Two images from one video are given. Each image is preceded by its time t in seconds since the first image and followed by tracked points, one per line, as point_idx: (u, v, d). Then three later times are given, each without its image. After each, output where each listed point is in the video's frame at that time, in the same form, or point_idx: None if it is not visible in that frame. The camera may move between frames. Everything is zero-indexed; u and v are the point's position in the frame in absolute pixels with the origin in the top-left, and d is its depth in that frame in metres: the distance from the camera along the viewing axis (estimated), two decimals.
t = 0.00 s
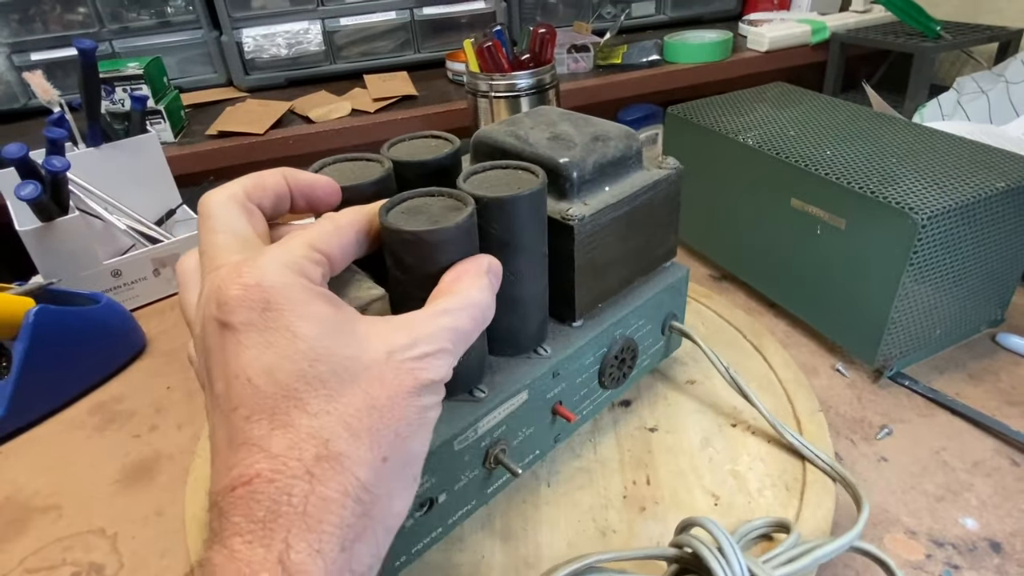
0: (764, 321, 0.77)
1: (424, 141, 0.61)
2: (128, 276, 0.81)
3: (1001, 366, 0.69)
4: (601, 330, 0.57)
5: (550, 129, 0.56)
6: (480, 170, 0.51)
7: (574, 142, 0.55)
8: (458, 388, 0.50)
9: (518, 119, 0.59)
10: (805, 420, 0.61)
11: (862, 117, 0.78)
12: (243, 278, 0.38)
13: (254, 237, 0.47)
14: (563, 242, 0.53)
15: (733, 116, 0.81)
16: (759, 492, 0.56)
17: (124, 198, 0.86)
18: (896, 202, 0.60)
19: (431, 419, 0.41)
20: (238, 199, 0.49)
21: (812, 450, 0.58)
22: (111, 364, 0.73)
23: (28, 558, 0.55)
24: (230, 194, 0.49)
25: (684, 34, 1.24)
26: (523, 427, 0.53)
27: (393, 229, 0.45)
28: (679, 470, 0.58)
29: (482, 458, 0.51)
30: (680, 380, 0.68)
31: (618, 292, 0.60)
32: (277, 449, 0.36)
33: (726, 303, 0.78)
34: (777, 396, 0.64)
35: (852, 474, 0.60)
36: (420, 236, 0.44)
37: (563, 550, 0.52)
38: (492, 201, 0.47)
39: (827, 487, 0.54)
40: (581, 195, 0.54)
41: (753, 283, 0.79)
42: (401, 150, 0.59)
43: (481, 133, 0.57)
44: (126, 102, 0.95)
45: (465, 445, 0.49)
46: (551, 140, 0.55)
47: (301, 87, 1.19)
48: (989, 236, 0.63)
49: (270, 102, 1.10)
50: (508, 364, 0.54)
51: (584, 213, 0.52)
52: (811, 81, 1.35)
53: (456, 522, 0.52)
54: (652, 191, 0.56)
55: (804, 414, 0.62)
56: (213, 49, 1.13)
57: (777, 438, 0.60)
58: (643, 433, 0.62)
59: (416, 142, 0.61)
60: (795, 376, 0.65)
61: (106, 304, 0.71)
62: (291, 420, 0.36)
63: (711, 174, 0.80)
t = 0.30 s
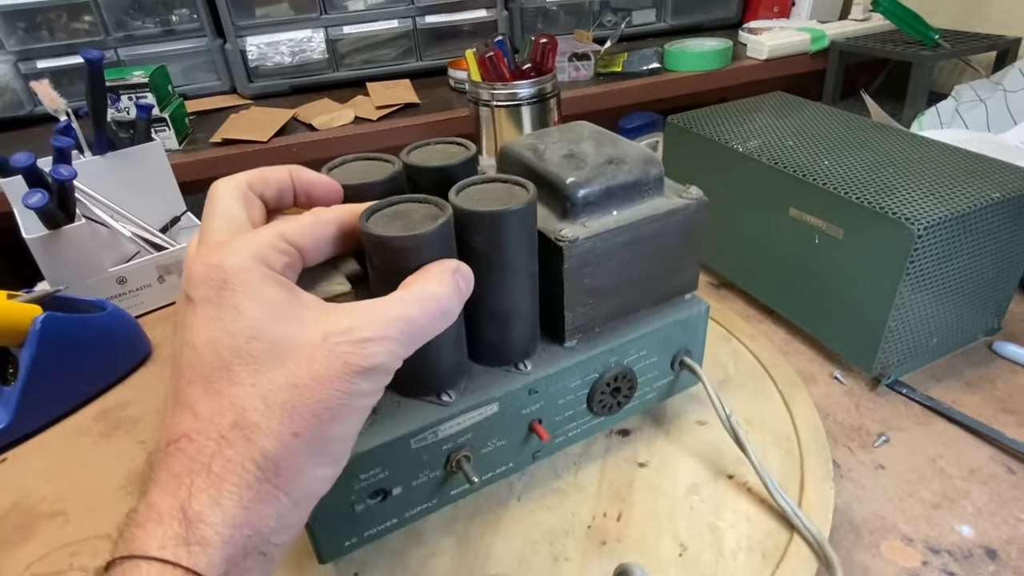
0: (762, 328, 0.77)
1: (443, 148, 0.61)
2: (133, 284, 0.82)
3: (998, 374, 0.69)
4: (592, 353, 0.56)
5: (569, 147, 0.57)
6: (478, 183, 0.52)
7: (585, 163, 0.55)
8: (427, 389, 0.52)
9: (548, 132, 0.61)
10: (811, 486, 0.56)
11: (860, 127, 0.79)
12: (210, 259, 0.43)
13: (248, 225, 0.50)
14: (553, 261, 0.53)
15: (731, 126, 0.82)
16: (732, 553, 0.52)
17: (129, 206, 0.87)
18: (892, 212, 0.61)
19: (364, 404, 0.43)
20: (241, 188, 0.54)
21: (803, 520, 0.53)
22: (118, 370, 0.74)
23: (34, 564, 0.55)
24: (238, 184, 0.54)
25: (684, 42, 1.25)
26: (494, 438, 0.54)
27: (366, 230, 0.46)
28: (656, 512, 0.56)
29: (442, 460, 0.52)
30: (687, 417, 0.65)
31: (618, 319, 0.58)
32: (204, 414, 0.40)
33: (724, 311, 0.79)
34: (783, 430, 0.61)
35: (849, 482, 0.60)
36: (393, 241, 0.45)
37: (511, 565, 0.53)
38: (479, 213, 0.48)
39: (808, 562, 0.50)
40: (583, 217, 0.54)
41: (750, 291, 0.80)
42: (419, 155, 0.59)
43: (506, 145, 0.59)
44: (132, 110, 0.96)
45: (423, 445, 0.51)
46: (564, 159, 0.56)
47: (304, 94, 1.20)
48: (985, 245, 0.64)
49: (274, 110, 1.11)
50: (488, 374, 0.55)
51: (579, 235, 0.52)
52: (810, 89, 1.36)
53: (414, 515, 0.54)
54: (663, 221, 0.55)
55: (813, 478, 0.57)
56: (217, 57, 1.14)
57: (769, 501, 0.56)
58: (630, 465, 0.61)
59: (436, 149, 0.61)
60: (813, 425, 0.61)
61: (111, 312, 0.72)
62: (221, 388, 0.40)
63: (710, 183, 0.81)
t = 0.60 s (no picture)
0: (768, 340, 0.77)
1: (469, 157, 0.60)
2: (137, 294, 0.81)
3: (1006, 388, 0.69)
4: (585, 381, 0.55)
5: (590, 169, 0.57)
6: (479, 198, 0.52)
7: (599, 187, 0.54)
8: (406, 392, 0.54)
9: (580, 151, 0.60)
10: (806, 567, 0.50)
11: (866, 139, 0.79)
12: (207, 246, 0.47)
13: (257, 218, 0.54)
14: (548, 282, 0.52)
15: (736, 136, 0.82)
16: None
17: (134, 216, 0.87)
18: (900, 226, 0.60)
19: (318, 388, 0.44)
20: (259, 182, 0.58)
21: None
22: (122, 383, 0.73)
23: None
24: (259, 176, 0.58)
25: (687, 50, 1.24)
26: (470, 450, 0.55)
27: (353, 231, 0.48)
28: (627, 557, 0.53)
29: (414, 465, 0.54)
30: (694, 466, 0.60)
31: (618, 353, 0.57)
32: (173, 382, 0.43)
33: (730, 324, 0.78)
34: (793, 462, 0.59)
35: (858, 498, 0.60)
36: (373, 245, 0.46)
37: None
38: (475, 231, 0.48)
39: None
40: (587, 242, 0.53)
41: (755, 302, 0.79)
42: (444, 165, 0.58)
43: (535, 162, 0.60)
44: (136, 119, 0.96)
45: (395, 447, 0.52)
46: (581, 181, 0.55)
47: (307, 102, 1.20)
48: (993, 259, 0.64)
49: (276, 118, 1.11)
50: (472, 387, 0.55)
51: (576, 260, 0.51)
52: (813, 97, 1.36)
53: (388, 510, 0.56)
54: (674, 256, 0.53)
55: (810, 560, 0.51)
56: (220, 65, 1.13)
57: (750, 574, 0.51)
58: (619, 504, 0.57)
59: (461, 158, 0.60)
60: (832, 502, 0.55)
61: (116, 324, 0.71)
62: (189, 362, 0.43)
63: (715, 194, 0.81)
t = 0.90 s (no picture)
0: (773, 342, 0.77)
1: (488, 157, 0.59)
2: (140, 297, 0.81)
3: (1015, 392, 0.69)
4: (575, 395, 0.54)
5: (606, 177, 0.55)
6: (482, 200, 0.52)
7: (610, 198, 0.53)
8: (402, 385, 0.54)
9: (604, 156, 0.59)
10: None
11: (873, 142, 0.78)
12: (216, 226, 0.49)
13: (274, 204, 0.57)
14: (546, 291, 0.52)
15: (743, 139, 0.81)
16: None
17: (139, 217, 0.87)
18: (910, 229, 0.60)
19: (303, 369, 0.45)
20: (278, 172, 0.60)
21: None
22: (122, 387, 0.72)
23: None
24: (279, 166, 0.60)
25: (691, 52, 1.24)
26: (459, 450, 0.55)
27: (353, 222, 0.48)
28: None
29: (401, 456, 0.54)
30: (694, 495, 0.58)
31: (620, 367, 0.55)
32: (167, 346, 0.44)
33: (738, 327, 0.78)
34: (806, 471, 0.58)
35: (868, 502, 0.60)
36: (370, 240, 0.46)
37: None
38: (474, 233, 0.48)
39: None
40: (590, 252, 0.52)
41: (761, 305, 0.79)
42: (463, 165, 0.58)
43: (556, 165, 0.60)
44: (140, 122, 0.95)
45: (382, 437, 0.53)
46: (592, 190, 0.54)
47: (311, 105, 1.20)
48: (1004, 263, 0.64)
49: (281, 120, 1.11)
50: (467, 387, 0.55)
51: (574, 270, 0.51)
52: (816, 99, 1.36)
53: (377, 497, 0.57)
54: (683, 275, 0.51)
55: None
56: (224, 67, 1.13)
57: None
58: (607, 525, 0.56)
59: (480, 158, 0.59)
60: (838, 542, 0.52)
61: (120, 326, 0.71)
62: (185, 333, 0.43)
63: (721, 197, 0.81)
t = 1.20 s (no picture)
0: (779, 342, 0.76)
1: (494, 155, 0.59)
2: (143, 297, 0.80)
3: None
4: (578, 396, 0.53)
5: (612, 175, 0.55)
6: (488, 197, 0.52)
7: (616, 196, 0.52)
8: (405, 384, 0.54)
9: (612, 155, 0.59)
10: None
11: (880, 140, 0.78)
12: (221, 222, 0.49)
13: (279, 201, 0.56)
14: (551, 289, 0.52)
15: (749, 137, 0.81)
16: None
17: (143, 216, 0.86)
18: (918, 228, 0.59)
19: (306, 367, 0.44)
20: (284, 168, 0.60)
21: None
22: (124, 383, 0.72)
23: None
24: (284, 162, 0.60)
25: (695, 51, 1.24)
26: (462, 449, 0.54)
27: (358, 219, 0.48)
28: None
29: (404, 454, 0.54)
30: (700, 498, 0.57)
31: (626, 366, 0.55)
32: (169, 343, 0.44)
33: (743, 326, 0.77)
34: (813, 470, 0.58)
35: (876, 503, 0.59)
36: (375, 236, 0.46)
37: None
38: (479, 230, 0.47)
39: None
40: (596, 250, 0.52)
41: (767, 304, 0.79)
42: (470, 162, 0.58)
43: (564, 163, 0.59)
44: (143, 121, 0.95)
45: (385, 434, 0.53)
46: (599, 188, 0.54)
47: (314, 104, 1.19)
48: (1013, 261, 0.63)
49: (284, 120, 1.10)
50: (471, 386, 0.55)
51: (580, 269, 0.50)
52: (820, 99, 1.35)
53: (380, 495, 0.57)
54: (690, 275, 0.51)
55: None
56: (227, 67, 1.13)
57: None
58: (612, 527, 0.55)
59: (486, 156, 0.59)
60: (844, 547, 0.51)
61: (122, 326, 0.70)
62: (188, 329, 0.43)
63: (727, 196, 0.80)
